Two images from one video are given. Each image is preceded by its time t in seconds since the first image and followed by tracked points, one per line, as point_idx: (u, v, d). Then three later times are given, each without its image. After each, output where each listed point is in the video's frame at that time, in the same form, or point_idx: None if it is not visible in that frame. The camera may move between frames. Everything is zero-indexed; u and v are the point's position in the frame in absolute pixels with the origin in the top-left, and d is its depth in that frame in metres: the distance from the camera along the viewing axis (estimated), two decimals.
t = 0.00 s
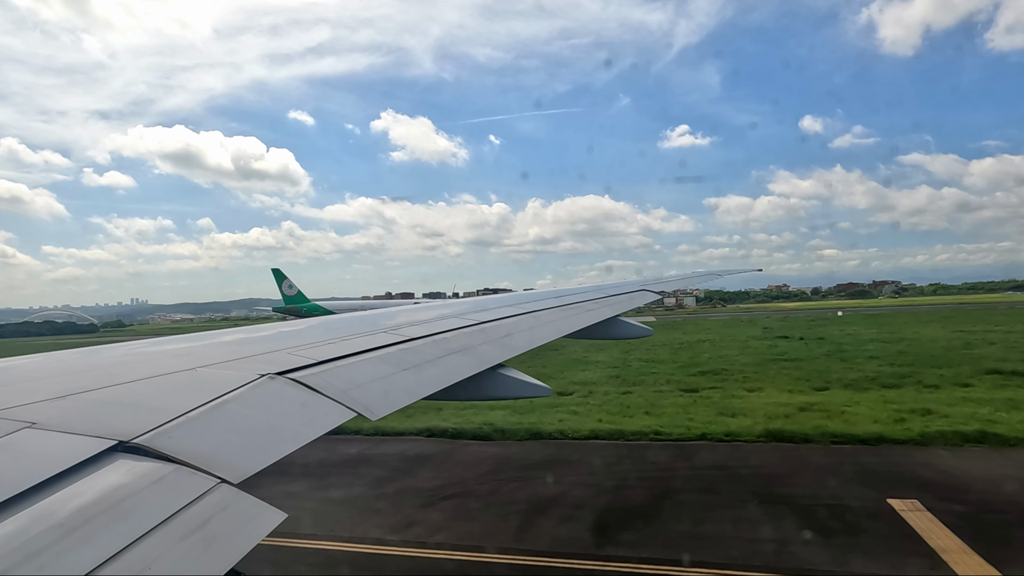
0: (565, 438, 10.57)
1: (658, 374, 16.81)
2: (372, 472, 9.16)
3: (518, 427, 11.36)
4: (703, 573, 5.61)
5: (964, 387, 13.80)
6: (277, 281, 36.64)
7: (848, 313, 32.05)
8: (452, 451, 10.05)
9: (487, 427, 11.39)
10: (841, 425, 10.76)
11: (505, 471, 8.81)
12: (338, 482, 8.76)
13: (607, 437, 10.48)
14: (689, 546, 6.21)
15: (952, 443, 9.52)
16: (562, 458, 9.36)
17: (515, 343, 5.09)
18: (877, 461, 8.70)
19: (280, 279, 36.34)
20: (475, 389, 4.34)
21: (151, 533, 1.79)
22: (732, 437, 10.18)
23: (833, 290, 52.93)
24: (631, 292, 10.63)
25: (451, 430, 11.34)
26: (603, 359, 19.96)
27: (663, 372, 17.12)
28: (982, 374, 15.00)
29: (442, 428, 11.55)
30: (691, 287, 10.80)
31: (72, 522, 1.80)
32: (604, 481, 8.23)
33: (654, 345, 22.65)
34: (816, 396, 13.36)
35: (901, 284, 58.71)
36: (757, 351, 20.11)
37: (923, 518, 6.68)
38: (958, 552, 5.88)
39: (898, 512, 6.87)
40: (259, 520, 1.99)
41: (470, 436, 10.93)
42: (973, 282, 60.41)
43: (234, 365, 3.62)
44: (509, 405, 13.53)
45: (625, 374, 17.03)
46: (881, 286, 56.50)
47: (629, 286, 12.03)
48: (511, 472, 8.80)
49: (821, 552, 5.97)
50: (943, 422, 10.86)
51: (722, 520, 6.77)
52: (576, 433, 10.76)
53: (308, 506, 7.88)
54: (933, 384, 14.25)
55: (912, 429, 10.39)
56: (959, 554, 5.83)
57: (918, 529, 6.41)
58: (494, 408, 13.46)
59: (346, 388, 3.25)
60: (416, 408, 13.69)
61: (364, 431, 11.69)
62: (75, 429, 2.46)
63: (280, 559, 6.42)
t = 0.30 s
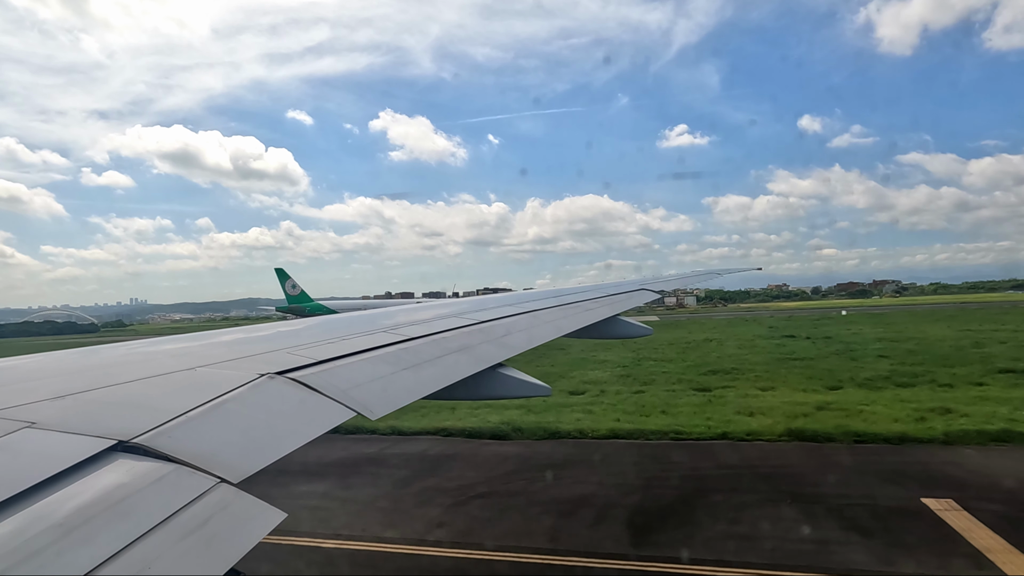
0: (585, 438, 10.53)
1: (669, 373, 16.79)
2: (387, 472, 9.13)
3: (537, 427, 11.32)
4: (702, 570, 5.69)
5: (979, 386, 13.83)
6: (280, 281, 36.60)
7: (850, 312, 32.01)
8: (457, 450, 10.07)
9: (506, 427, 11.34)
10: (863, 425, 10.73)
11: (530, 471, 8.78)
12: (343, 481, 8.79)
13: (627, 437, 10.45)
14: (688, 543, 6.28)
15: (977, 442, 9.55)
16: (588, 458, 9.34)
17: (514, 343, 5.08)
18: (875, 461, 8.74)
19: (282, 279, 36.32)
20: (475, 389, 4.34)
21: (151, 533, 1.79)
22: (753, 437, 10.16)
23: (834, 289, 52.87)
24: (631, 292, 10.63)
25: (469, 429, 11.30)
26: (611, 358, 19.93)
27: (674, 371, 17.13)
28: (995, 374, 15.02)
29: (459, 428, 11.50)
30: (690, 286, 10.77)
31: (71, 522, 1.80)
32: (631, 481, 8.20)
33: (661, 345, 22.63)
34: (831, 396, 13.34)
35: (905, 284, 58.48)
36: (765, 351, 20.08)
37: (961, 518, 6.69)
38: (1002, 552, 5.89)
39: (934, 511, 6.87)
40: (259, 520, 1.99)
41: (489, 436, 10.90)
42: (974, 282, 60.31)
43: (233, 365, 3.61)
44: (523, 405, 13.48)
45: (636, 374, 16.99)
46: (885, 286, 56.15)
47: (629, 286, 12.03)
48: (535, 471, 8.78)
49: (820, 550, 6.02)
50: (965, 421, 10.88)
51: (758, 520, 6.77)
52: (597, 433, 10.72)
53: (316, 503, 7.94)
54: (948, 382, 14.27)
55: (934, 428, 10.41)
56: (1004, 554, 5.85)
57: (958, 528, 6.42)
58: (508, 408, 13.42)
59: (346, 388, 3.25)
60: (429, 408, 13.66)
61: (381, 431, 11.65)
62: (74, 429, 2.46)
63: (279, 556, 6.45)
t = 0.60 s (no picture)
0: (605, 437, 10.51)
1: (680, 372, 16.81)
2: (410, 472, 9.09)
3: (556, 426, 11.31)
4: (702, 569, 5.77)
5: (994, 385, 13.87)
6: (284, 280, 36.62)
7: (851, 312, 32.04)
8: (465, 450, 10.09)
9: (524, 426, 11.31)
10: (885, 424, 10.72)
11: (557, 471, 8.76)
12: (357, 480, 8.83)
13: (648, 437, 10.45)
14: (688, 542, 6.36)
15: (1003, 441, 9.58)
16: (615, 457, 9.34)
17: (513, 343, 5.09)
18: (874, 460, 8.78)
19: (286, 279, 36.37)
20: (475, 388, 4.33)
21: (151, 532, 1.79)
22: (775, 437, 10.15)
23: (835, 289, 52.89)
24: (631, 291, 10.62)
25: (487, 429, 11.31)
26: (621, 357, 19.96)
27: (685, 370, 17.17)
28: (1008, 372, 15.07)
29: (476, 428, 11.49)
30: (690, 286, 10.79)
31: (71, 522, 1.80)
32: (660, 481, 8.18)
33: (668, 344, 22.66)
34: (846, 395, 13.34)
35: (906, 283, 58.48)
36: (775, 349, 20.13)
37: (1000, 518, 6.70)
38: None
39: (973, 511, 6.87)
40: (259, 519, 1.99)
41: (507, 436, 10.89)
42: (977, 281, 60.32)
43: (232, 365, 3.61)
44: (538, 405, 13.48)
45: (647, 373, 17.01)
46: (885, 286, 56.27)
47: (630, 285, 12.04)
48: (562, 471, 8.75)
49: (817, 548, 6.10)
50: (988, 420, 10.91)
51: (796, 521, 6.76)
52: (615, 433, 10.71)
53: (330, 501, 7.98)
54: (963, 381, 14.32)
55: (959, 427, 10.43)
56: None
57: (1000, 529, 6.42)
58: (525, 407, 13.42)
59: (345, 388, 3.24)
60: (443, 408, 13.66)
61: (398, 430, 11.65)
62: (75, 429, 2.46)
63: (279, 554, 6.48)
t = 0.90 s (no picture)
0: (627, 436, 10.52)
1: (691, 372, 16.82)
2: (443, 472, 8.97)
3: (576, 426, 11.31)
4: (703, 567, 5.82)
5: (1009, 384, 13.87)
6: (288, 280, 36.57)
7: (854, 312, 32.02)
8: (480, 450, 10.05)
9: (542, 426, 11.32)
10: (907, 423, 10.74)
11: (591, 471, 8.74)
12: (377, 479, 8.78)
13: (671, 436, 10.46)
14: (689, 540, 6.40)
15: None
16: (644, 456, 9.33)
17: (513, 343, 5.09)
18: (874, 460, 8.80)
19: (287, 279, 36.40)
20: (475, 388, 4.33)
21: (151, 533, 1.79)
22: (798, 437, 10.14)
23: (835, 288, 53.04)
24: (632, 291, 10.63)
25: (506, 428, 11.32)
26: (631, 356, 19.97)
27: (695, 369, 17.20)
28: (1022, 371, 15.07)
29: (496, 426, 11.50)
30: (691, 286, 10.80)
31: (71, 522, 1.80)
32: (690, 481, 8.18)
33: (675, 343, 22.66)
34: (862, 394, 13.36)
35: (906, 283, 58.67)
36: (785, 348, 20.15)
37: None
38: None
39: (1011, 511, 6.86)
40: (259, 519, 1.99)
41: (527, 434, 10.89)
42: (979, 281, 60.38)
43: (232, 365, 3.62)
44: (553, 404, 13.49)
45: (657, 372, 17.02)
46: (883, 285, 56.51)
47: (630, 284, 12.05)
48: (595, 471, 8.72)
49: (816, 546, 6.16)
50: (1009, 419, 10.92)
51: (833, 521, 6.74)
52: (638, 432, 10.70)
53: (354, 501, 7.94)
54: (977, 380, 14.33)
55: (983, 426, 10.44)
56: None
57: None
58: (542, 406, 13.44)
59: (345, 388, 3.24)
60: (456, 407, 13.65)
61: (415, 429, 11.63)
62: (75, 429, 2.46)
63: (279, 554, 6.48)
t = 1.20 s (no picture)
0: (648, 436, 10.50)
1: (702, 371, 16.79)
2: (469, 471, 8.91)
3: (595, 425, 11.29)
4: (703, 564, 5.86)
5: None
6: (292, 280, 36.54)
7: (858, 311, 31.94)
8: (499, 449, 10.01)
9: (562, 425, 11.31)
10: (928, 422, 10.74)
11: (619, 470, 8.70)
12: (400, 479, 8.71)
13: (693, 435, 10.44)
14: (689, 539, 6.43)
15: None
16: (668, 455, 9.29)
17: (513, 342, 5.09)
18: (874, 459, 8.82)
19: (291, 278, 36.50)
20: (475, 387, 4.33)
21: (150, 532, 1.79)
22: (821, 436, 10.13)
23: (835, 288, 53.07)
24: (632, 290, 10.64)
25: (525, 427, 11.31)
26: (639, 356, 19.92)
27: (706, 368, 17.16)
28: None
29: (515, 425, 11.46)
30: (690, 284, 10.83)
31: (71, 522, 1.80)
32: (720, 480, 8.15)
33: (683, 343, 22.60)
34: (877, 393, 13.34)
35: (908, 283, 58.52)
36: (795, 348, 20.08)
37: None
38: None
39: None
40: (259, 519, 1.99)
41: (547, 434, 10.86)
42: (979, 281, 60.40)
43: (232, 364, 3.62)
44: (568, 404, 13.44)
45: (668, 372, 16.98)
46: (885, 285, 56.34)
47: (630, 284, 12.05)
48: (624, 470, 8.68)
49: (817, 544, 6.19)
50: None
51: (874, 520, 6.71)
52: (659, 431, 10.68)
53: (378, 501, 7.88)
54: (991, 379, 14.32)
55: (1007, 426, 10.43)
56: None
57: None
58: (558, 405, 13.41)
59: (345, 387, 3.24)
60: (470, 406, 13.58)
61: (432, 428, 11.57)
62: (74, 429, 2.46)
63: (279, 552, 6.49)
